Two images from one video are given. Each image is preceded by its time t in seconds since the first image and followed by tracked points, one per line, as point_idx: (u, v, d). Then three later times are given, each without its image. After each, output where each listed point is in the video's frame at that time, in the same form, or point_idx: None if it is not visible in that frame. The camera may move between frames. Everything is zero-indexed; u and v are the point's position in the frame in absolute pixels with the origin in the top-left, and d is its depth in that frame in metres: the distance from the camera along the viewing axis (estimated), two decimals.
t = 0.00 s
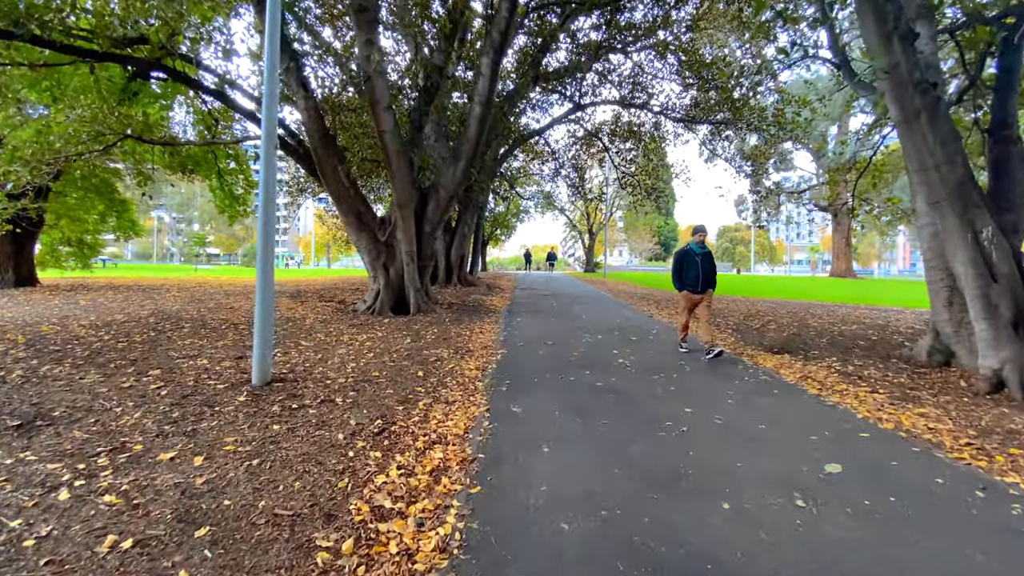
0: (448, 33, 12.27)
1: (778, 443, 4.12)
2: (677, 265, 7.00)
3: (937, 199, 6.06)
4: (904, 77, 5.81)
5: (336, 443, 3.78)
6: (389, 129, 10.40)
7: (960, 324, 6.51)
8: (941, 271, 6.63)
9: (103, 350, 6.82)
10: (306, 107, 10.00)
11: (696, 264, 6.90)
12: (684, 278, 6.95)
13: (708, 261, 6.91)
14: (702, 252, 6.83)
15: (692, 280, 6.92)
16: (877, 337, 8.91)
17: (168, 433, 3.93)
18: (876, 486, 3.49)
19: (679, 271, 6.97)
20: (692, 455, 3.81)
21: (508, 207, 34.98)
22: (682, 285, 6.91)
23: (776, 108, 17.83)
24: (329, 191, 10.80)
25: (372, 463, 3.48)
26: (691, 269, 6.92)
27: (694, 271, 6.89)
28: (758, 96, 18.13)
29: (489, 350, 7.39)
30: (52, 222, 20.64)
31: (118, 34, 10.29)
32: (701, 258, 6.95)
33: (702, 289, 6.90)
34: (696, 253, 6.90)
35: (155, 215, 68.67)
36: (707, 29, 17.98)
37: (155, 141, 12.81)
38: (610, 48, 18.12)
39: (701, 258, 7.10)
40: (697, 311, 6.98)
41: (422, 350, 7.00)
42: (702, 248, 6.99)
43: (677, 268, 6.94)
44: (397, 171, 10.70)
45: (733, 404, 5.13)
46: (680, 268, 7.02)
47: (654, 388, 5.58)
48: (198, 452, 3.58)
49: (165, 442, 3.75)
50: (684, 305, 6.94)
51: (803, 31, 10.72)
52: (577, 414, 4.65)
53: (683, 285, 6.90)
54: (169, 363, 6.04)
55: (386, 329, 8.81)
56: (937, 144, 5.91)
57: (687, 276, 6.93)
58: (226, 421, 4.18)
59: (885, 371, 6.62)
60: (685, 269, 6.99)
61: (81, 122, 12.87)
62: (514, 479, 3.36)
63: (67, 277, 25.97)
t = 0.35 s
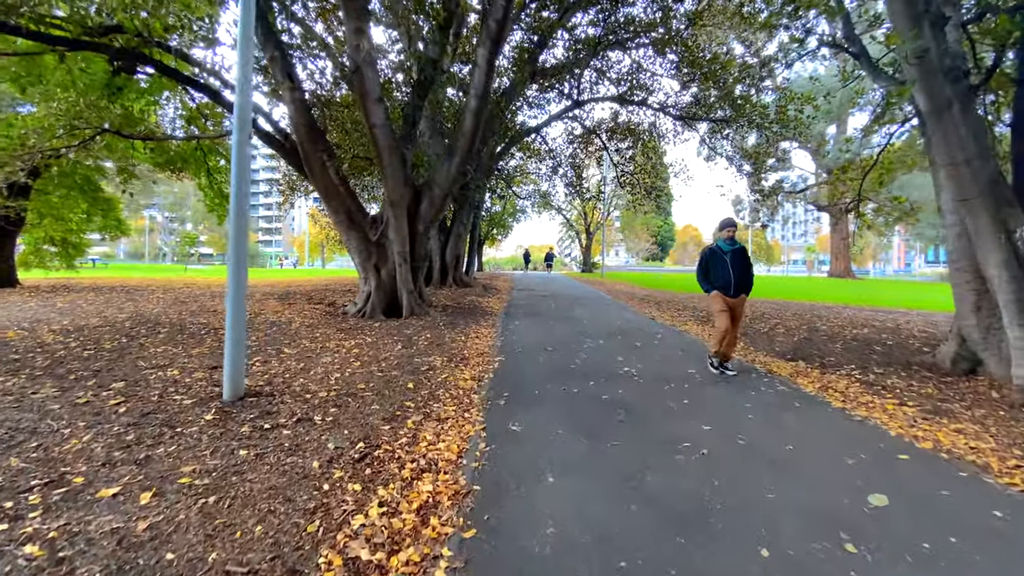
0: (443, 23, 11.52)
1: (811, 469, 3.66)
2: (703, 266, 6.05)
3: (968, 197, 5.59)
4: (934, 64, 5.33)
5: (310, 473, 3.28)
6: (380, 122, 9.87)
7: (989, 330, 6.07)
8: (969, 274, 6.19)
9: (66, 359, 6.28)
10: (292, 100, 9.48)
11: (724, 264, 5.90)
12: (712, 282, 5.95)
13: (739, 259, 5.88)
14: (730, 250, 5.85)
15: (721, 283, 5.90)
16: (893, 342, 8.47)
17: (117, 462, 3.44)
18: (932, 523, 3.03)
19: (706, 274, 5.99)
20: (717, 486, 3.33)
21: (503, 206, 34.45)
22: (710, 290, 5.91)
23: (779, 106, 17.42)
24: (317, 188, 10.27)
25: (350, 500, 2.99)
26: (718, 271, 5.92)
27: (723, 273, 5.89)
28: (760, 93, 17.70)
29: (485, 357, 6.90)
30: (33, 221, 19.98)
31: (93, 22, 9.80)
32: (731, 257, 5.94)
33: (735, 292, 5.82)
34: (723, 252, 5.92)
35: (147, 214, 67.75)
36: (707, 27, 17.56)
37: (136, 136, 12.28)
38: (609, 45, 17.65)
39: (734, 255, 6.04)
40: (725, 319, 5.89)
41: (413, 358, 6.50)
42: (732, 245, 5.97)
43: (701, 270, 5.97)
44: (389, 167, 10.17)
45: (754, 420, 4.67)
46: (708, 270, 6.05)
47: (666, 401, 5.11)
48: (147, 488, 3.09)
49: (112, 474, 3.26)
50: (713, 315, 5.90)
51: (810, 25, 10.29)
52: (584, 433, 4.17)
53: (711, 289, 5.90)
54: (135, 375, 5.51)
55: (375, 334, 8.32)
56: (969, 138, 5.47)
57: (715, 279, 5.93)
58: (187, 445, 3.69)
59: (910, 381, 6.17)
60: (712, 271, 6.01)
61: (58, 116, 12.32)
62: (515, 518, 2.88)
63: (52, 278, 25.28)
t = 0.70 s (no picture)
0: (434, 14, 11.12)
1: (843, 497, 3.24)
2: (733, 275, 5.35)
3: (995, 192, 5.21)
4: (962, 50, 4.95)
5: (272, 508, 2.82)
6: (367, 115, 9.36)
7: (1013, 334, 5.69)
8: (992, 274, 5.82)
9: (19, 367, 5.76)
10: (273, 91, 9.03)
11: (758, 272, 5.21)
12: (745, 294, 5.26)
13: (774, 266, 5.21)
14: (764, 256, 5.18)
15: (757, 294, 5.20)
16: (904, 346, 8.09)
17: (47, 494, 2.97)
18: (993, 564, 2.62)
19: (736, 285, 5.30)
20: (742, 518, 2.92)
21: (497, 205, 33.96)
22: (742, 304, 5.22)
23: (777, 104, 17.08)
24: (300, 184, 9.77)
25: (315, 543, 2.54)
26: (753, 280, 5.22)
27: (759, 282, 5.19)
28: (757, 91, 17.35)
29: (476, 363, 6.44)
30: (9, 220, 19.28)
31: (63, 8, 9.44)
32: (765, 264, 5.26)
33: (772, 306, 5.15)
34: (756, 259, 5.23)
35: (134, 213, 66.60)
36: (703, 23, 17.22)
37: (111, 129, 11.73)
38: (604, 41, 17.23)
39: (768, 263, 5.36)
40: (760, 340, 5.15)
41: (399, 364, 6.04)
42: (765, 251, 5.30)
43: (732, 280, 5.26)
44: (377, 162, 9.67)
45: (772, 435, 4.25)
46: (738, 280, 5.37)
47: (675, 413, 4.68)
48: (75, 528, 2.64)
49: (38, 510, 2.80)
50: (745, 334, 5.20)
51: (813, 19, 9.95)
52: (586, 453, 3.73)
53: (746, 303, 5.21)
54: (90, 386, 5.02)
55: (360, 338, 7.83)
56: (994, 129, 5.13)
57: (749, 291, 5.23)
58: (132, 473, 3.24)
59: (930, 389, 5.77)
60: (744, 280, 5.32)
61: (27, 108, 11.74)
62: (511, 564, 2.44)
63: (31, 278, 24.50)
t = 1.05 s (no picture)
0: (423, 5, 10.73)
1: (885, 537, 2.80)
2: (775, 274, 4.43)
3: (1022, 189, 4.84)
4: (993, 33, 4.63)
5: (207, 566, 2.31)
6: (349, 106, 8.81)
7: None
8: (1014, 278, 5.43)
9: None
10: (246, 80, 8.52)
11: (806, 271, 4.31)
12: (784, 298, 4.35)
13: (824, 267, 4.33)
14: (814, 254, 4.30)
15: (799, 299, 4.29)
16: (913, 351, 7.69)
17: None
18: None
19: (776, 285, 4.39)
20: (773, 568, 2.46)
21: (486, 205, 33.45)
22: (779, 310, 4.33)
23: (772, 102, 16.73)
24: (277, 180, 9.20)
25: None
26: (797, 281, 4.31)
27: (804, 284, 4.28)
28: (753, 89, 16.98)
29: (463, 373, 5.93)
30: None
31: None
32: (814, 263, 4.37)
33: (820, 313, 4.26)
34: (805, 255, 4.35)
35: (117, 211, 65.11)
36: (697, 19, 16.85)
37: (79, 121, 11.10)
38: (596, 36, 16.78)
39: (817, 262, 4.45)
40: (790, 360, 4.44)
41: (378, 375, 5.52)
42: (815, 248, 4.41)
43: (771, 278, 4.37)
44: (359, 156, 9.12)
45: (792, 456, 3.81)
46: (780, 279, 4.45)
47: (682, 431, 4.22)
48: None
49: None
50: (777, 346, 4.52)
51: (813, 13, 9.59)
52: (585, 482, 3.26)
53: (789, 309, 4.31)
54: (26, 403, 4.45)
55: (340, 343, 7.29)
56: (1008, 126, 4.86)
57: (793, 294, 4.32)
58: (46, 516, 2.71)
59: (952, 400, 5.37)
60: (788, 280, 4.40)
61: None
62: None
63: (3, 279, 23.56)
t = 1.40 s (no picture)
0: None
1: None
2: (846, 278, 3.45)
3: None
4: None
5: None
6: (331, 96, 8.31)
7: None
8: None
9: None
10: (220, 67, 8.00)
11: (887, 274, 3.34)
12: (861, 307, 3.39)
13: (910, 267, 3.36)
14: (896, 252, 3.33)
15: (880, 309, 3.32)
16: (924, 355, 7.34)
17: None
18: None
19: (846, 292, 3.47)
20: None
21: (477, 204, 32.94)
22: (855, 322, 3.35)
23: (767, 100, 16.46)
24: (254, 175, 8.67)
25: None
26: (877, 286, 3.35)
27: (885, 290, 3.31)
28: (748, 87, 16.69)
29: (450, 382, 5.47)
30: None
31: None
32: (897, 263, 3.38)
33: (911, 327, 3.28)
34: (883, 252, 3.38)
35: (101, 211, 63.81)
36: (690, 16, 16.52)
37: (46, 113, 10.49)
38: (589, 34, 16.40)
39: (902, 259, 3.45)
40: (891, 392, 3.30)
41: (356, 385, 5.05)
42: (898, 242, 3.40)
43: (839, 283, 3.43)
44: (342, 151, 8.63)
45: (819, 482, 3.39)
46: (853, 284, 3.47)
47: (694, 451, 3.79)
48: None
49: None
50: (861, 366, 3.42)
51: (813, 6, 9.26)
52: (589, 517, 2.82)
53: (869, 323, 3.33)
54: None
55: (319, 349, 6.79)
56: None
57: (873, 304, 3.35)
58: None
59: (975, 410, 5.00)
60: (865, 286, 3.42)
61: None
62: None
63: None
